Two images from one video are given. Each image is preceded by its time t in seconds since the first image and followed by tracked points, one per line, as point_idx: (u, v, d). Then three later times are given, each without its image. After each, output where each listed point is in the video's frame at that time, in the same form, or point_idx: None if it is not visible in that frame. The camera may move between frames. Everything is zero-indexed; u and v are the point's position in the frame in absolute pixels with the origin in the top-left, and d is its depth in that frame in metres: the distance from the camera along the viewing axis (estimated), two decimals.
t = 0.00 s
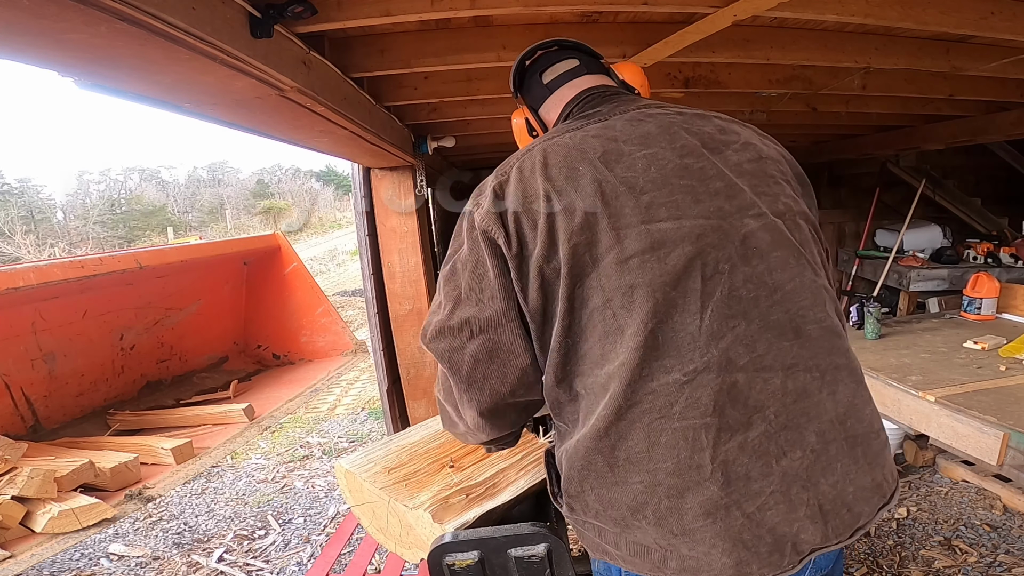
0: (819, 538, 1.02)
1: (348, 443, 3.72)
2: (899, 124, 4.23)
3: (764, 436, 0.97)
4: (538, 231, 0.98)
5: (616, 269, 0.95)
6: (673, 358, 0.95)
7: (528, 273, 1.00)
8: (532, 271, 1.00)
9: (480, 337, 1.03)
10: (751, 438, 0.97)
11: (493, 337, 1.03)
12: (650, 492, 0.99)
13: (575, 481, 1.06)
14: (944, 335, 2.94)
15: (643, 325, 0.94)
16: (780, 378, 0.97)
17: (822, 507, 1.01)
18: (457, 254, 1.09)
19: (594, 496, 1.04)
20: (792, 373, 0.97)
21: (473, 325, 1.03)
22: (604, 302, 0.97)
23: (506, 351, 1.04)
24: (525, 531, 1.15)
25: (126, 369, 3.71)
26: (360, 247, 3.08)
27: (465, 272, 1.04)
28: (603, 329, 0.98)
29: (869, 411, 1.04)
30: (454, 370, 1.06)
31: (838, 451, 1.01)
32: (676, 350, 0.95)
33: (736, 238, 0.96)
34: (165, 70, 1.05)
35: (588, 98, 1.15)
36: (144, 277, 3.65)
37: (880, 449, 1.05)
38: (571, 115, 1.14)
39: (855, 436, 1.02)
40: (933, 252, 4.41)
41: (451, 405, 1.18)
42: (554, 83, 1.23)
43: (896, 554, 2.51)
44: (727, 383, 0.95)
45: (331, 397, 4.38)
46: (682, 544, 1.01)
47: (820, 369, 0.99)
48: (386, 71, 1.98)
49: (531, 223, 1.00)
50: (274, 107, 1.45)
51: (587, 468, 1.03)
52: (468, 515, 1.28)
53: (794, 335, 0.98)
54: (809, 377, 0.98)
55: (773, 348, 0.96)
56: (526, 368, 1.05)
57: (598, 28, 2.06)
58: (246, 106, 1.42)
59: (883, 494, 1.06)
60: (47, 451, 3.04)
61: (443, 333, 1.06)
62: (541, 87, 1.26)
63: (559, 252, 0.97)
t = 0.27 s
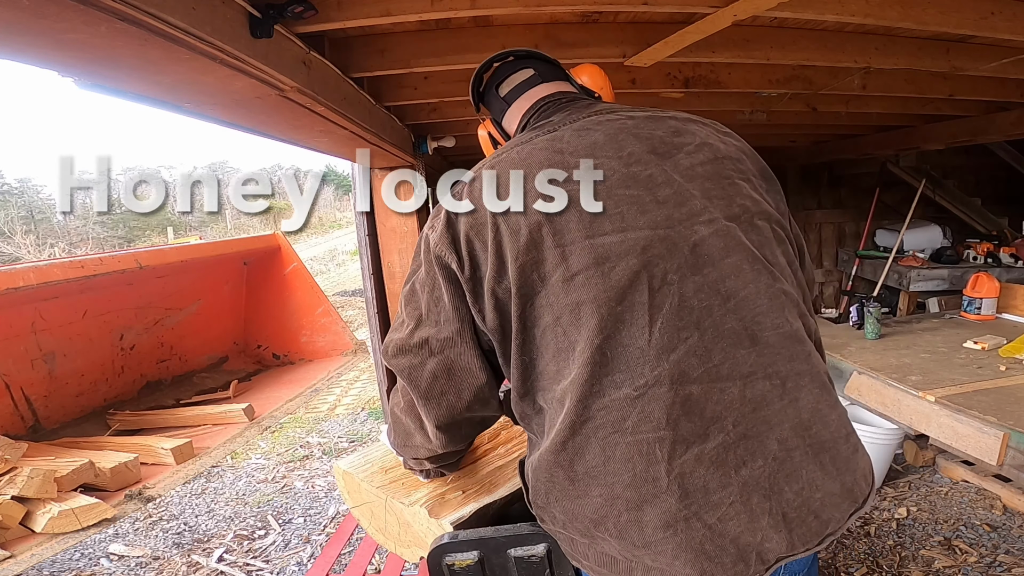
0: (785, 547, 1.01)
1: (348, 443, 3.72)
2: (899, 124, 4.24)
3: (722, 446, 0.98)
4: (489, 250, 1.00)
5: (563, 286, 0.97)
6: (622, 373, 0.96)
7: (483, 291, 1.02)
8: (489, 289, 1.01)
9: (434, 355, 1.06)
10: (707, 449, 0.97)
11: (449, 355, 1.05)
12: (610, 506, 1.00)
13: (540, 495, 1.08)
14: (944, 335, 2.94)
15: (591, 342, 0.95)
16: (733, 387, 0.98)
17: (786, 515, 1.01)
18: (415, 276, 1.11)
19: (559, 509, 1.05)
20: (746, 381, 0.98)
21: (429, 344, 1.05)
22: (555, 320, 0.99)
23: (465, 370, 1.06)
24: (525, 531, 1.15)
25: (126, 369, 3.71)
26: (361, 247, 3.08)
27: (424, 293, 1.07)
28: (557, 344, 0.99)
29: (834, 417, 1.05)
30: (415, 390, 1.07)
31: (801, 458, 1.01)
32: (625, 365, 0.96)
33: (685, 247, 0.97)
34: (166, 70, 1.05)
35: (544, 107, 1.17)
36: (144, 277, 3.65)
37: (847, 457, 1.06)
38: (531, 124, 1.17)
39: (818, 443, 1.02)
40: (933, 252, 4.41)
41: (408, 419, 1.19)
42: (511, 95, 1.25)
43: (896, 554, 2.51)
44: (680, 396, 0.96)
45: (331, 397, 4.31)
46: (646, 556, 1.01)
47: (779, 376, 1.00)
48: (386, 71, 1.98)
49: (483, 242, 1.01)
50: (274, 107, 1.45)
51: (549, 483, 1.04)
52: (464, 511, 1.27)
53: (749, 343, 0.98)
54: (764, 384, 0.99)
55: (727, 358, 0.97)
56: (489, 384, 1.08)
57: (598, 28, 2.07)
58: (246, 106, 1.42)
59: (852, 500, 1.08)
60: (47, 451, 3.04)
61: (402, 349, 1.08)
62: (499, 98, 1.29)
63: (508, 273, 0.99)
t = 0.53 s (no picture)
0: (775, 540, 1.02)
1: (348, 443, 3.72)
2: (899, 124, 4.24)
3: (711, 441, 0.99)
4: (482, 253, 1.00)
5: (555, 286, 0.97)
6: (613, 370, 0.97)
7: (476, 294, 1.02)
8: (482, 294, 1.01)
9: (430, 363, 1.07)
10: (699, 443, 0.98)
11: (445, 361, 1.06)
12: (604, 503, 1.00)
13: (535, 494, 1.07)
14: (944, 335, 2.94)
15: (584, 341, 0.96)
16: (721, 384, 0.98)
17: (775, 509, 1.02)
18: (409, 284, 1.11)
19: (554, 508, 1.05)
20: (734, 378, 0.99)
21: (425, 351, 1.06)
22: (547, 319, 0.99)
23: (463, 373, 1.06)
24: (525, 531, 1.15)
25: (126, 369, 3.71)
26: (361, 247, 3.07)
27: (417, 301, 1.08)
28: (550, 344, 1.00)
29: (816, 411, 1.06)
30: (416, 396, 1.08)
31: (787, 453, 1.02)
32: (617, 364, 0.97)
33: (671, 247, 0.97)
34: (165, 70, 1.05)
35: (528, 116, 1.17)
36: (144, 277, 3.65)
37: (830, 451, 1.08)
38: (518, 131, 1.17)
39: (802, 438, 1.04)
40: (933, 252, 4.41)
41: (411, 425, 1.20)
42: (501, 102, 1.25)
43: (896, 554, 2.51)
44: (670, 393, 0.96)
45: (331, 397, 4.34)
46: (641, 552, 1.02)
47: (763, 372, 1.01)
48: (386, 71, 1.98)
49: (474, 246, 1.01)
50: (274, 107, 1.45)
51: (544, 482, 1.04)
52: (465, 511, 1.27)
53: (735, 340, 0.99)
54: (751, 380, 1.00)
55: (714, 355, 0.98)
56: (484, 388, 1.08)
57: (599, 28, 2.06)
58: (246, 106, 1.42)
59: (838, 493, 1.09)
60: (47, 451, 3.04)
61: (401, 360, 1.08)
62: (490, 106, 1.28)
63: (501, 276, 0.99)
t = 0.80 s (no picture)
0: (790, 510, 1.07)
1: (348, 443, 3.72)
2: (899, 124, 4.24)
3: (734, 419, 1.02)
4: (512, 247, 1.02)
5: (587, 274, 1.00)
6: (645, 353, 0.99)
7: (504, 288, 1.03)
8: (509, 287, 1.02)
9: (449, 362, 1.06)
10: (723, 421, 1.02)
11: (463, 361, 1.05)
12: (639, 484, 1.01)
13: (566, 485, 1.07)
14: (944, 335, 2.94)
15: (619, 324, 0.98)
16: (741, 365, 1.02)
17: (790, 482, 1.06)
18: (426, 286, 1.10)
19: (586, 495, 1.05)
20: (750, 360, 1.03)
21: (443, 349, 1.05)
22: (579, 308, 1.01)
23: (482, 374, 1.06)
24: (525, 531, 1.14)
25: (126, 369, 3.71)
26: (361, 247, 3.08)
27: (436, 302, 1.07)
28: (580, 333, 1.02)
29: (819, 389, 1.10)
30: (433, 399, 1.08)
31: (797, 429, 1.07)
32: (648, 347, 0.99)
33: (687, 240, 1.02)
34: (165, 70, 1.05)
35: (537, 131, 1.25)
36: (144, 277, 3.65)
37: (832, 428, 1.12)
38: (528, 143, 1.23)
39: (810, 415, 1.08)
40: (933, 252, 4.41)
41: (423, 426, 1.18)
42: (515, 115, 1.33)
43: (896, 554, 2.51)
44: (697, 373, 1.00)
45: (331, 397, 4.34)
46: (676, 531, 1.02)
47: (772, 354, 1.05)
48: (386, 71, 1.98)
49: (503, 242, 1.03)
50: (274, 107, 1.45)
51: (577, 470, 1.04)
52: (465, 511, 1.27)
53: (747, 326, 1.04)
54: (765, 362, 1.05)
55: (732, 339, 1.02)
56: (503, 387, 1.08)
57: (599, 28, 2.06)
58: (246, 106, 1.42)
59: (843, 466, 1.13)
60: (47, 451, 3.04)
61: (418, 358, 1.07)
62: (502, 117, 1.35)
63: (533, 269, 1.01)
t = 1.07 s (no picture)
0: (829, 491, 1.08)
1: (348, 443, 3.72)
2: (899, 124, 4.24)
3: (767, 396, 1.04)
4: (540, 232, 1.02)
5: (616, 256, 1.01)
6: (680, 328, 1.00)
7: (531, 272, 1.03)
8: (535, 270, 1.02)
9: (452, 343, 1.03)
10: (758, 396, 1.02)
11: (467, 344, 1.02)
12: (683, 459, 1.00)
13: (602, 466, 1.05)
14: (944, 335, 2.94)
15: (655, 300, 0.99)
16: (765, 348, 1.05)
17: (823, 461, 1.08)
18: (439, 269, 1.07)
19: (626, 474, 1.03)
20: (774, 343, 1.06)
21: (449, 330, 1.03)
22: (611, 287, 1.01)
23: (481, 354, 1.03)
24: (525, 531, 1.14)
25: (126, 369, 3.71)
26: (361, 247, 3.08)
27: (448, 281, 1.04)
28: (613, 312, 1.01)
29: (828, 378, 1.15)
30: (431, 375, 1.06)
31: (820, 412, 1.10)
32: (685, 322, 1.00)
33: (706, 231, 1.06)
34: (165, 70, 1.05)
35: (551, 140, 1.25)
36: (144, 277, 3.65)
37: (842, 417, 1.17)
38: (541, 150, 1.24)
39: (826, 400, 1.12)
40: (933, 252, 4.41)
41: (419, 409, 1.16)
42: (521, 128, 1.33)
43: (896, 554, 2.51)
44: (729, 349, 1.01)
45: (331, 397, 4.35)
46: (720, 508, 1.01)
47: (789, 340, 1.09)
48: (386, 71, 1.98)
49: (530, 228, 1.03)
50: (274, 107, 1.45)
51: (616, 448, 1.02)
52: (442, 508, 1.27)
53: (766, 312, 1.07)
54: (785, 347, 1.08)
55: (755, 321, 1.05)
56: (500, 371, 1.06)
57: (599, 28, 2.06)
58: (246, 106, 1.42)
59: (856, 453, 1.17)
60: (47, 451, 3.04)
61: (423, 336, 1.05)
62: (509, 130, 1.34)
63: (559, 250, 1.01)
